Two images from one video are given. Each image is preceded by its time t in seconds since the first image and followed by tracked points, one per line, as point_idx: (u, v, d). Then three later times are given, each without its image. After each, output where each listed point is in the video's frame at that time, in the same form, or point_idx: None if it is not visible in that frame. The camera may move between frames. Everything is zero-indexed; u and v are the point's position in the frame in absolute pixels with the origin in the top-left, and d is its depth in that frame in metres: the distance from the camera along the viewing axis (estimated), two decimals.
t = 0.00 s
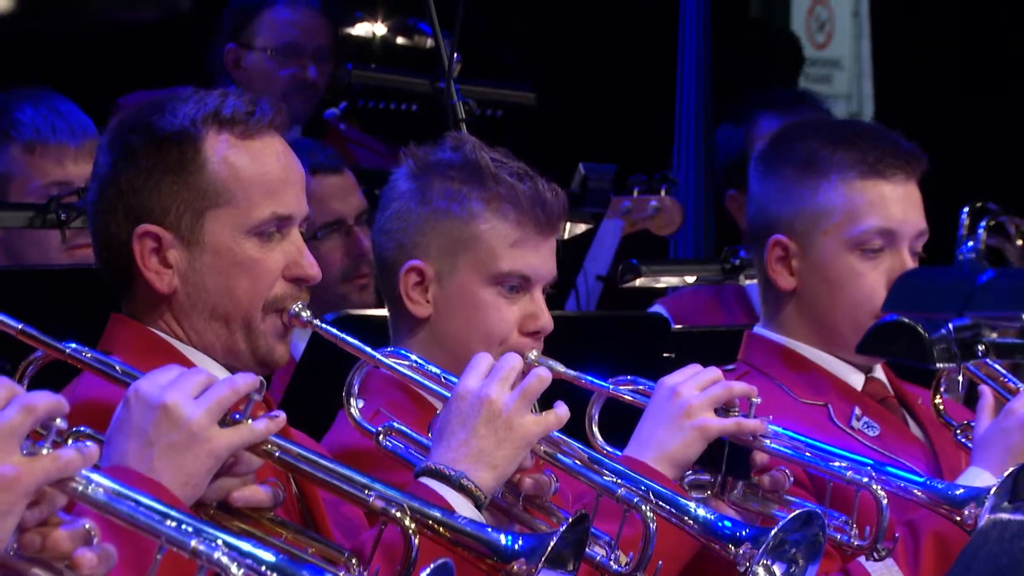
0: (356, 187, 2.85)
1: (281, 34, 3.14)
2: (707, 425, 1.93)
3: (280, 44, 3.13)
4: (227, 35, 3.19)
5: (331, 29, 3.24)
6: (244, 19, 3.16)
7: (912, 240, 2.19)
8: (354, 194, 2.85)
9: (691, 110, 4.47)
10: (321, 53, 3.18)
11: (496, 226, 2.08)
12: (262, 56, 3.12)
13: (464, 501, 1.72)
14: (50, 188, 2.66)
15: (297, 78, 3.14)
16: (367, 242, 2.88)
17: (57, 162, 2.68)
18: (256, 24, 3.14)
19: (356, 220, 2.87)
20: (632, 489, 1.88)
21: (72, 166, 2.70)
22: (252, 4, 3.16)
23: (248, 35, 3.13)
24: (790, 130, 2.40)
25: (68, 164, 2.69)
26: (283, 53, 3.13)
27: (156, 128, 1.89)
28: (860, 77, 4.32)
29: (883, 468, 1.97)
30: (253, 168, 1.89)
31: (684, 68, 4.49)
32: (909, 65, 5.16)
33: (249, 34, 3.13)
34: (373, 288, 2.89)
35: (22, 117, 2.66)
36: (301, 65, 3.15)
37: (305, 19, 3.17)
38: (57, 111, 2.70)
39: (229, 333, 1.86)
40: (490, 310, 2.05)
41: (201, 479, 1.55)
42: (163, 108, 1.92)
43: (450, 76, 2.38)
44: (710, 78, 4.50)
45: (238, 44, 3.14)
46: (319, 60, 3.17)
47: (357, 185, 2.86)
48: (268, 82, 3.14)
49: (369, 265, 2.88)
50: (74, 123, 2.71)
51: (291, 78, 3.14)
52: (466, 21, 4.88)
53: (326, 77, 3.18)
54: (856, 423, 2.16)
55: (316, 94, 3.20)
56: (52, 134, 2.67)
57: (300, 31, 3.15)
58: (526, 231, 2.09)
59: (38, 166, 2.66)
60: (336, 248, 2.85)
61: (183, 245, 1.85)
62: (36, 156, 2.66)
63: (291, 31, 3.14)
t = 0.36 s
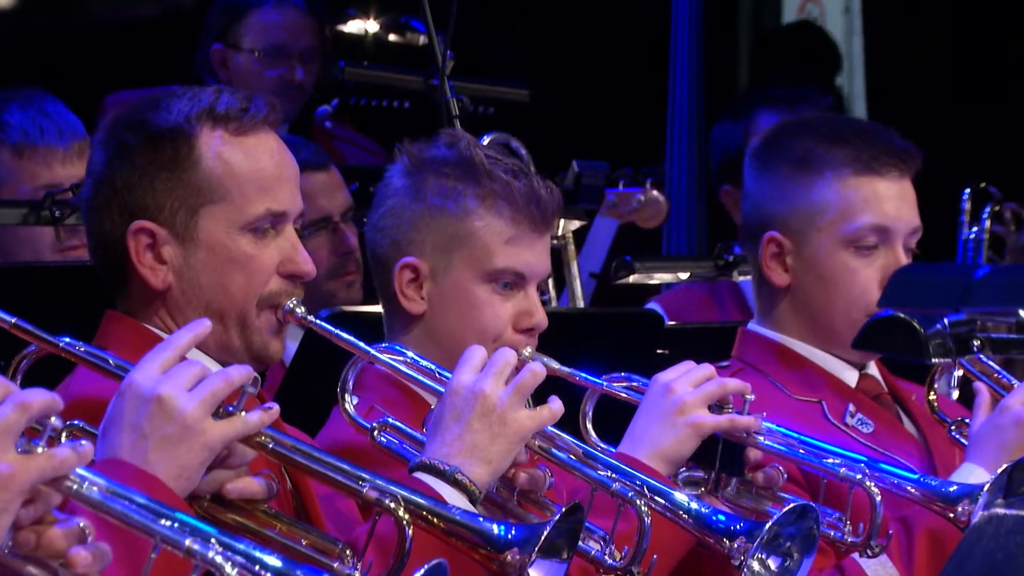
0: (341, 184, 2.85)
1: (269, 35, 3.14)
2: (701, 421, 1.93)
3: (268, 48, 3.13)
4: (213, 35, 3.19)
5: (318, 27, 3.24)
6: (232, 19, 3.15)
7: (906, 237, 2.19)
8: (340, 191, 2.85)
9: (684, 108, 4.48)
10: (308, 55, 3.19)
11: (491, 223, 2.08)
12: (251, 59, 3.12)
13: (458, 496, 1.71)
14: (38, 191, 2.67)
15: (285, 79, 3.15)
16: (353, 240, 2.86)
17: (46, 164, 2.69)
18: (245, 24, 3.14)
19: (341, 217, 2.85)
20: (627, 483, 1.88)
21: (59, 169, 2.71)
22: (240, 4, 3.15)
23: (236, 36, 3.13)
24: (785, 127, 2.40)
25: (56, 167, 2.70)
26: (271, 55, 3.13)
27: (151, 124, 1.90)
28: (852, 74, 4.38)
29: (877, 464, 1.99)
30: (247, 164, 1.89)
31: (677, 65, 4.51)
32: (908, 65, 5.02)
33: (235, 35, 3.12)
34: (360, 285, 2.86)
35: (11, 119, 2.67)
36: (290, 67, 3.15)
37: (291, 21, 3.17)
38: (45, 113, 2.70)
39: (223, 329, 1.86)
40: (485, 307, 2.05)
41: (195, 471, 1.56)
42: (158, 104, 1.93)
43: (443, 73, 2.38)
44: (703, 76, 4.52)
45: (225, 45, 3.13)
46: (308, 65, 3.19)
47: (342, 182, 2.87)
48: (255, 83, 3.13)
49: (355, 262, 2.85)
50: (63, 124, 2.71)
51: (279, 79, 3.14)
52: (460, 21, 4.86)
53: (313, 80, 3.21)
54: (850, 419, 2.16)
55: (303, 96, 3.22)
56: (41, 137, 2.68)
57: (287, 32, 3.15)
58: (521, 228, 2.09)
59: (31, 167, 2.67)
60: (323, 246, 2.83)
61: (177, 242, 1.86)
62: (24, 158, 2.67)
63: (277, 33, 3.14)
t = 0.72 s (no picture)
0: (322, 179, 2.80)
1: (252, 19, 3.13)
2: (689, 417, 1.93)
3: (251, 30, 3.12)
4: (196, 22, 3.17)
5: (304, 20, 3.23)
6: (216, 9, 3.13)
7: (897, 233, 2.18)
8: (322, 186, 2.80)
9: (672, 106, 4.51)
10: (290, 37, 3.18)
11: (480, 219, 2.08)
12: (234, 43, 3.10)
13: (444, 494, 1.72)
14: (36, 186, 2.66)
15: (268, 62, 3.13)
16: (335, 235, 2.85)
17: (42, 160, 2.68)
18: (226, 11, 3.12)
19: (323, 213, 2.81)
20: (614, 480, 1.89)
21: (56, 166, 2.70)
22: None
23: (219, 21, 3.11)
24: (775, 122, 2.40)
25: (53, 164, 2.69)
26: (254, 38, 3.12)
27: (140, 120, 1.89)
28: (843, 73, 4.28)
29: (865, 461, 1.99)
30: (236, 160, 1.89)
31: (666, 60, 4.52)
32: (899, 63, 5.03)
33: (218, 21, 3.11)
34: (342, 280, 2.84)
35: (9, 115, 2.66)
36: (272, 49, 3.14)
37: (274, 5, 3.16)
38: (43, 111, 2.70)
39: (211, 326, 1.86)
40: (473, 304, 2.05)
41: (182, 469, 1.56)
42: (147, 100, 1.92)
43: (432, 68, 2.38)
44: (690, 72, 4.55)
45: (207, 31, 3.11)
46: (290, 46, 3.18)
47: (325, 178, 2.82)
48: (236, 68, 3.11)
49: (336, 260, 2.84)
50: (62, 123, 2.71)
51: (262, 62, 3.13)
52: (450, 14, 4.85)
53: (294, 60, 3.20)
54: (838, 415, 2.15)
55: (286, 80, 3.20)
56: (39, 135, 2.68)
57: (271, 17, 3.14)
58: (510, 224, 2.09)
59: (25, 163, 2.67)
60: (306, 241, 2.80)
61: (165, 237, 1.86)
62: (21, 155, 2.66)
63: (262, 16, 3.13)
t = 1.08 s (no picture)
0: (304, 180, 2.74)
1: (245, 23, 3.12)
2: (681, 420, 1.93)
3: (243, 34, 3.11)
4: (187, 24, 3.17)
5: (296, 23, 3.23)
6: (207, 10, 3.13)
7: (887, 236, 2.19)
8: (303, 186, 2.75)
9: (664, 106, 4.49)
10: (283, 41, 3.17)
11: (472, 222, 2.08)
12: (227, 46, 3.10)
13: (437, 497, 1.72)
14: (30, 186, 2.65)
15: (260, 66, 3.13)
16: (316, 234, 2.79)
17: (37, 160, 2.67)
18: (219, 14, 3.12)
19: (305, 212, 2.76)
20: (606, 484, 1.88)
21: (50, 167, 2.69)
22: None
23: (212, 23, 3.11)
24: (767, 125, 2.40)
25: (47, 164, 2.68)
26: (247, 43, 3.12)
27: (131, 123, 1.89)
28: (832, 74, 4.25)
29: (858, 464, 1.99)
30: (228, 163, 1.89)
31: (659, 60, 4.51)
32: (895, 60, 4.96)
33: (212, 23, 3.11)
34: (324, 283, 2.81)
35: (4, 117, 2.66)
36: (264, 54, 3.14)
37: (267, 9, 3.15)
38: (38, 112, 2.70)
39: (204, 329, 1.86)
40: (465, 306, 2.05)
41: (173, 473, 1.56)
42: (139, 103, 1.92)
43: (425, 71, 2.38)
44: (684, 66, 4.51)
45: (201, 34, 3.12)
46: (282, 50, 3.18)
47: (305, 178, 2.77)
48: (229, 71, 3.11)
49: (318, 259, 2.80)
50: (55, 124, 2.71)
51: (255, 67, 3.13)
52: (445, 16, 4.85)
53: (287, 66, 3.20)
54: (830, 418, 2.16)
55: (279, 84, 3.20)
56: (32, 136, 2.67)
57: (264, 21, 3.14)
58: (502, 227, 2.09)
59: (19, 162, 2.66)
60: (287, 242, 2.75)
61: (157, 240, 1.85)
62: (15, 155, 2.66)
63: (255, 21, 3.13)
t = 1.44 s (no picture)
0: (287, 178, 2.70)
1: (235, 25, 3.12)
2: (673, 421, 1.93)
3: (234, 36, 3.11)
4: (178, 24, 3.17)
5: (286, 23, 3.22)
6: (197, 10, 3.13)
7: (880, 237, 2.19)
8: (287, 184, 2.72)
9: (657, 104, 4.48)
10: (273, 43, 3.17)
11: (464, 223, 2.08)
12: (218, 47, 3.10)
13: (428, 499, 1.72)
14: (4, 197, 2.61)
15: (251, 68, 3.13)
16: (299, 230, 2.76)
17: (12, 168, 2.64)
18: (210, 14, 3.12)
19: (288, 209, 2.73)
20: (597, 486, 1.89)
21: (26, 174, 2.65)
22: None
23: (203, 25, 3.11)
24: (759, 125, 2.40)
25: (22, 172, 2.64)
26: (237, 44, 3.12)
27: (123, 124, 1.89)
28: (823, 73, 4.24)
29: (849, 464, 1.99)
30: (220, 164, 1.88)
31: (651, 60, 4.50)
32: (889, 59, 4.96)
33: (202, 24, 3.11)
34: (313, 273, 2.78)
35: None
36: (255, 56, 3.14)
37: (258, 10, 3.15)
38: (12, 119, 2.66)
39: (194, 330, 1.86)
40: (457, 307, 2.05)
41: (164, 474, 1.55)
42: (131, 104, 1.92)
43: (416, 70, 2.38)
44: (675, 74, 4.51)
45: (192, 34, 3.11)
46: (273, 52, 3.17)
47: (289, 175, 2.73)
48: (221, 74, 3.11)
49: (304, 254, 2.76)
50: (30, 131, 2.66)
51: (245, 68, 3.12)
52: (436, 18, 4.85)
53: (277, 68, 3.19)
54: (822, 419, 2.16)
55: (269, 86, 3.20)
56: (8, 142, 2.63)
57: (254, 22, 3.13)
58: (494, 228, 2.09)
59: None
60: (273, 242, 2.72)
61: (148, 241, 1.85)
62: None
63: (245, 22, 3.13)
